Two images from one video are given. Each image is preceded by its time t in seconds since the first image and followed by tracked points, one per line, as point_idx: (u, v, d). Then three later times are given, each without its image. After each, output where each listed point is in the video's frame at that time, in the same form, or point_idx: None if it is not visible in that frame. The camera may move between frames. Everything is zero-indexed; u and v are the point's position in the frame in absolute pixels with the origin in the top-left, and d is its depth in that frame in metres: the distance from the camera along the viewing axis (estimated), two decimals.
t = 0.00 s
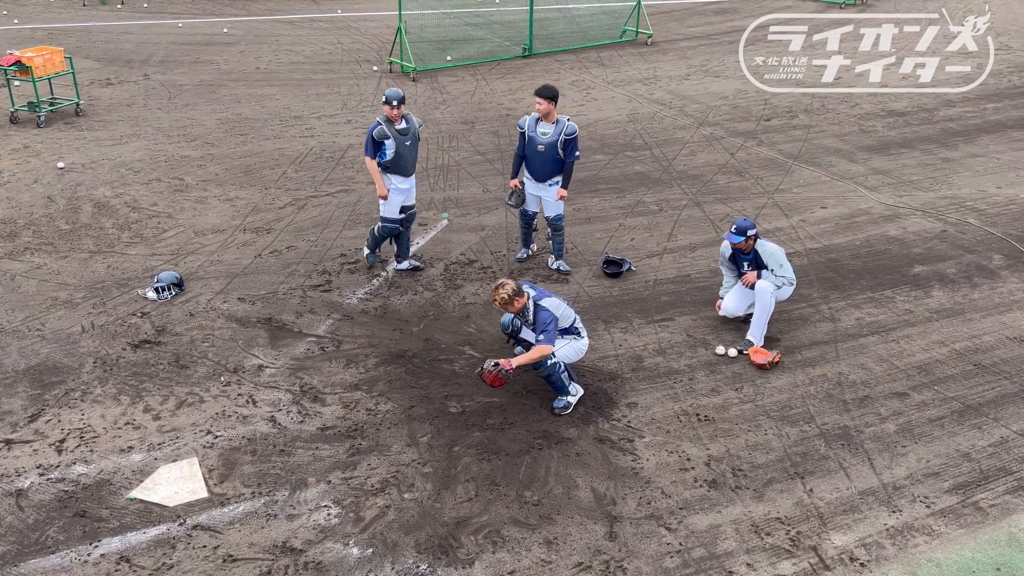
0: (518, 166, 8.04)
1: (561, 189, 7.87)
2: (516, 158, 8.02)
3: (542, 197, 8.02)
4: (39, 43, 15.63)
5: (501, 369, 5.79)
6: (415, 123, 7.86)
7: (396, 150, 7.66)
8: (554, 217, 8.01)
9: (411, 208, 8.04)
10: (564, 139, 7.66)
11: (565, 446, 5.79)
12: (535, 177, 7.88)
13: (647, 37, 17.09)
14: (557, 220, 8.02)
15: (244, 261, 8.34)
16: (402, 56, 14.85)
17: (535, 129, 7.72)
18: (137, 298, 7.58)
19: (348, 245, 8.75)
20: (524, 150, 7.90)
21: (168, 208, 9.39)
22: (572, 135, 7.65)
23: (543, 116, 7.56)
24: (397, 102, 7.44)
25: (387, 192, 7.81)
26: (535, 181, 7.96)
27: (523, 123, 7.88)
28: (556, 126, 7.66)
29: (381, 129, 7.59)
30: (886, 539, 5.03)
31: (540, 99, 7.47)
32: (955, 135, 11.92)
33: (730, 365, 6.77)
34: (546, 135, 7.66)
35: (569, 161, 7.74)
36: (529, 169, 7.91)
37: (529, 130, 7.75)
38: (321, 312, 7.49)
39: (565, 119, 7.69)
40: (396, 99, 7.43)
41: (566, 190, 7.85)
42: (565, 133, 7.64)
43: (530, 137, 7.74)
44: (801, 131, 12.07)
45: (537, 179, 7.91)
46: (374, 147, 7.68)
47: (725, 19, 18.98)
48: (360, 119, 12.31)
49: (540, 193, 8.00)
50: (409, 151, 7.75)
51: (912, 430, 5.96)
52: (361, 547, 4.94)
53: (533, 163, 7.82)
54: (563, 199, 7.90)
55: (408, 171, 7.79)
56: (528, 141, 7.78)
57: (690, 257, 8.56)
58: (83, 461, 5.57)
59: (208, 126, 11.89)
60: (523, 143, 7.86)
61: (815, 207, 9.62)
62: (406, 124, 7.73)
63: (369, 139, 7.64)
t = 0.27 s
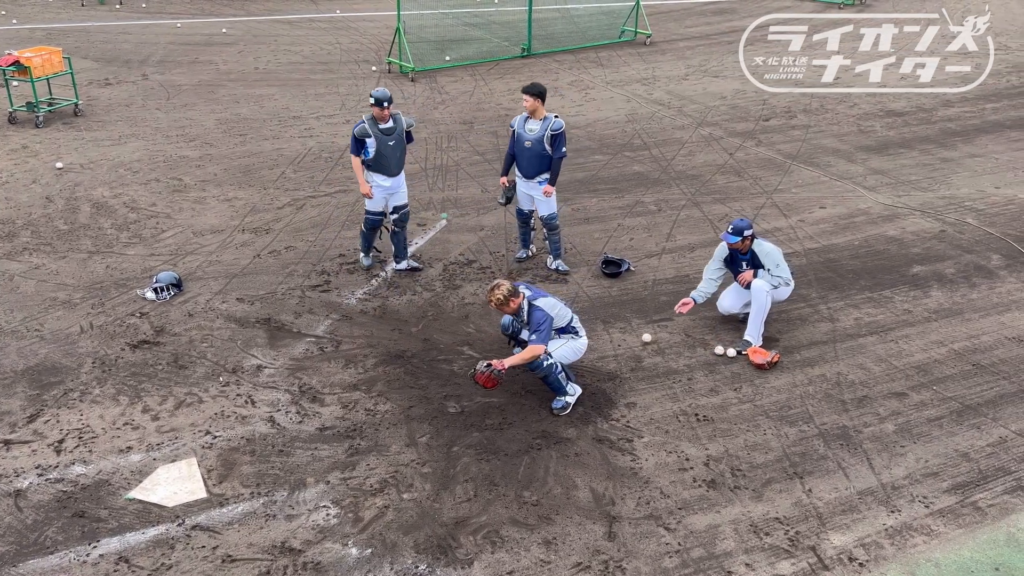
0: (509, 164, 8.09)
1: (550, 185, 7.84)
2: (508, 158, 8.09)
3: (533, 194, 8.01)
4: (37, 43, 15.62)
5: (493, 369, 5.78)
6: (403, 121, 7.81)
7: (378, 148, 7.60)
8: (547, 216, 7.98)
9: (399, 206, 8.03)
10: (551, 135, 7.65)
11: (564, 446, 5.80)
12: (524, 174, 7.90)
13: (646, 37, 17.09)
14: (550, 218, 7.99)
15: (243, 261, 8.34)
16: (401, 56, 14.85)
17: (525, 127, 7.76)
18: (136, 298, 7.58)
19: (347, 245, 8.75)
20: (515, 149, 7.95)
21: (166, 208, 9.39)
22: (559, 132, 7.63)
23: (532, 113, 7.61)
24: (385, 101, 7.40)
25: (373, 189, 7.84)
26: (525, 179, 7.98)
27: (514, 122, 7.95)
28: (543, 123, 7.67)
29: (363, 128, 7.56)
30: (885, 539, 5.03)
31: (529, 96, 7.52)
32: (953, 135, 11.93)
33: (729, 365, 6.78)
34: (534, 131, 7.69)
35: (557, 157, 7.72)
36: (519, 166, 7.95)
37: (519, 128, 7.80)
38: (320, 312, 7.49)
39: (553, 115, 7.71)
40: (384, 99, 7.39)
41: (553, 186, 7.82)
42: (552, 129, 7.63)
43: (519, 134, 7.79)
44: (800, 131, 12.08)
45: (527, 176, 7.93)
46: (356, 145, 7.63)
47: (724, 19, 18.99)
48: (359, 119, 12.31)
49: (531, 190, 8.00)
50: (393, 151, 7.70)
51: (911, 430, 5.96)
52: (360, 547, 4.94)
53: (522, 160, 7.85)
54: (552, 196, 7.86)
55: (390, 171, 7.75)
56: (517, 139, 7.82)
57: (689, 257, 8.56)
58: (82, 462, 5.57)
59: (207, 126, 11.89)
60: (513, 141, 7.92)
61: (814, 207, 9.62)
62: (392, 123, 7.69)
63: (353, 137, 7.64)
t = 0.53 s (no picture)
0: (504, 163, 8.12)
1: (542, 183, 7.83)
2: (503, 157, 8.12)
3: (527, 192, 8.01)
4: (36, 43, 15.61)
5: (492, 367, 5.77)
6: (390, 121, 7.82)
7: (361, 148, 7.63)
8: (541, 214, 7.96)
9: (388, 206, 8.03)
10: (542, 133, 7.66)
11: (564, 446, 5.79)
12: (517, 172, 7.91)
13: (645, 37, 17.09)
14: (545, 217, 7.98)
15: (242, 261, 8.34)
16: (401, 56, 14.85)
17: (517, 125, 7.79)
18: (135, 298, 7.57)
19: (346, 245, 8.75)
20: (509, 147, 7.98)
21: (166, 208, 9.39)
22: (550, 130, 7.64)
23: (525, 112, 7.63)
24: (372, 102, 7.43)
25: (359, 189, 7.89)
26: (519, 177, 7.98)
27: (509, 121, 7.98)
28: (536, 121, 7.69)
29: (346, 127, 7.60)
30: (884, 538, 5.03)
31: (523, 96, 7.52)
32: (953, 135, 11.93)
33: (728, 365, 6.78)
34: (526, 130, 7.71)
35: (548, 155, 7.72)
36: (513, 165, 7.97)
37: (513, 126, 7.83)
38: (319, 312, 7.49)
39: (546, 114, 7.71)
40: (372, 99, 7.43)
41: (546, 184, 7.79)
42: (543, 127, 7.64)
43: (512, 133, 7.82)
44: (799, 131, 12.08)
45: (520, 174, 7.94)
46: (342, 144, 7.69)
47: (724, 19, 18.98)
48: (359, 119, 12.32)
49: (524, 189, 8.00)
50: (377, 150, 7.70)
51: (911, 429, 5.96)
52: (360, 547, 4.93)
53: (515, 158, 7.87)
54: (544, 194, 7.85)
55: (374, 170, 7.77)
56: (510, 138, 7.85)
57: (688, 257, 8.56)
58: (81, 462, 5.56)
59: (206, 126, 11.88)
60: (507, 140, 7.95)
61: (814, 207, 9.62)
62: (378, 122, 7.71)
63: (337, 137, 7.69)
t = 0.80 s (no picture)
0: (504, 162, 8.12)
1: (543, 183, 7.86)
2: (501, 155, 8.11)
3: (526, 191, 8.01)
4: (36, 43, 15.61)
5: (491, 371, 5.77)
6: (382, 119, 7.82)
7: (354, 147, 7.64)
8: (539, 214, 7.97)
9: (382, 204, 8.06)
10: (542, 133, 7.67)
11: (563, 446, 5.80)
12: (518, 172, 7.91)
13: (645, 37, 17.08)
14: (543, 217, 7.99)
15: (242, 261, 8.34)
16: (400, 56, 14.85)
17: (517, 124, 7.78)
18: (135, 298, 7.57)
19: (346, 245, 8.75)
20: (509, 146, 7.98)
21: (166, 208, 9.39)
22: (550, 130, 7.66)
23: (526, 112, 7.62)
24: (363, 100, 7.39)
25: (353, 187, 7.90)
26: (519, 177, 7.99)
27: (507, 119, 7.96)
28: (535, 121, 7.69)
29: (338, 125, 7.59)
30: (884, 538, 5.03)
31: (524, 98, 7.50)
32: (953, 135, 11.93)
33: (728, 365, 6.78)
34: (526, 130, 7.71)
35: (548, 156, 7.75)
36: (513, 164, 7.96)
37: (512, 126, 7.82)
38: (319, 312, 7.49)
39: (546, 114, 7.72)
40: (362, 97, 7.36)
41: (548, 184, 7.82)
42: (543, 127, 7.65)
43: (512, 133, 7.81)
44: (799, 131, 12.07)
45: (520, 174, 7.94)
46: (335, 143, 7.67)
47: (724, 19, 18.97)
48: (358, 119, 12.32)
49: (524, 188, 8.01)
50: (370, 148, 7.70)
51: (911, 429, 5.96)
52: (360, 547, 4.94)
53: (516, 158, 7.87)
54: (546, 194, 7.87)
55: (369, 168, 7.77)
56: (510, 137, 7.84)
57: (688, 257, 8.56)
58: (81, 462, 5.56)
59: (206, 126, 11.88)
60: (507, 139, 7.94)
61: (813, 207, 9.62)
62: (371, 120, 7.70)
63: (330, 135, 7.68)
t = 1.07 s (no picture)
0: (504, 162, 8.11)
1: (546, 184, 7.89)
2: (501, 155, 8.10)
3: (527, 191, 8.02)
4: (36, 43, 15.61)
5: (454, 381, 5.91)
6: (379, 118, 7.82)
7: (353, 146, 7.64)
8: (540, 214, 7.97)
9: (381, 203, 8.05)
10: (544, 134, 7.71)
11: (563, 446, 5.80)
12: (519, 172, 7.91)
13: (645, 37, 17.08)
14: (544, 217, 7.99)
15: (242, 261, 8.34)
16: (400, 57, 14.85)
17: (517, 125, 7.79)
18: (135, 298, 7.58)
19: (346, 245, 8.75)
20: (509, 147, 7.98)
21: (165, 208, 9.39)
22: (552, 130, 7.69)
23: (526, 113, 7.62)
24: (358, 99, 7.41)
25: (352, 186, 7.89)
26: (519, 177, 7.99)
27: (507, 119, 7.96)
28: (536, 122, 7.71)
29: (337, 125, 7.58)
30: (884, 538, 5.03)
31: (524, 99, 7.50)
32: (953, 135, 11.94)
33: (728, 365, 6.78)
34: (527, 131, 7.72)
35: (551, 156, 7.78)
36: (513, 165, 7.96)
37: (512, 126, 7.82)
38: (319, 312, 7.49)
39: (547, 115, 7.75)
40: (358, 97, 7.40)
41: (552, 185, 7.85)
42: (545, 128, 7.68)
43: (512, 133, 7.81)
44: (799, 131, 12.08)
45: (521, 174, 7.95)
46: (333, 144, 7.65)
47: (723, 19, 18.97)
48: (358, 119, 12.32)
49: (525, 188, 8.01)
50: (368, 147, 7.70)
51: (910, 429, 5.96)
52: (360, 547, 4.94)
53: (516, 159, 7.87)
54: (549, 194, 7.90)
55: (368, 168, 7.77)
56: (511, 138, 7.84)
57: (688, 257, 8.56)
58: (81, 462, 5.56)
59: (206, 126, 11.88)
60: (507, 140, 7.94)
61: (813, 207, 9.63)
62: (368, 120, 7.70)
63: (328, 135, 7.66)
